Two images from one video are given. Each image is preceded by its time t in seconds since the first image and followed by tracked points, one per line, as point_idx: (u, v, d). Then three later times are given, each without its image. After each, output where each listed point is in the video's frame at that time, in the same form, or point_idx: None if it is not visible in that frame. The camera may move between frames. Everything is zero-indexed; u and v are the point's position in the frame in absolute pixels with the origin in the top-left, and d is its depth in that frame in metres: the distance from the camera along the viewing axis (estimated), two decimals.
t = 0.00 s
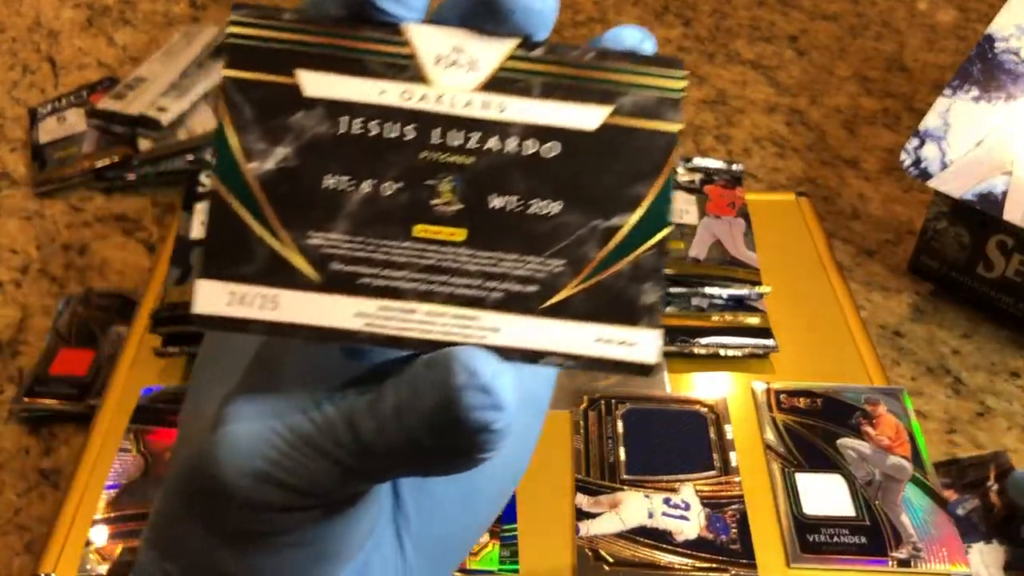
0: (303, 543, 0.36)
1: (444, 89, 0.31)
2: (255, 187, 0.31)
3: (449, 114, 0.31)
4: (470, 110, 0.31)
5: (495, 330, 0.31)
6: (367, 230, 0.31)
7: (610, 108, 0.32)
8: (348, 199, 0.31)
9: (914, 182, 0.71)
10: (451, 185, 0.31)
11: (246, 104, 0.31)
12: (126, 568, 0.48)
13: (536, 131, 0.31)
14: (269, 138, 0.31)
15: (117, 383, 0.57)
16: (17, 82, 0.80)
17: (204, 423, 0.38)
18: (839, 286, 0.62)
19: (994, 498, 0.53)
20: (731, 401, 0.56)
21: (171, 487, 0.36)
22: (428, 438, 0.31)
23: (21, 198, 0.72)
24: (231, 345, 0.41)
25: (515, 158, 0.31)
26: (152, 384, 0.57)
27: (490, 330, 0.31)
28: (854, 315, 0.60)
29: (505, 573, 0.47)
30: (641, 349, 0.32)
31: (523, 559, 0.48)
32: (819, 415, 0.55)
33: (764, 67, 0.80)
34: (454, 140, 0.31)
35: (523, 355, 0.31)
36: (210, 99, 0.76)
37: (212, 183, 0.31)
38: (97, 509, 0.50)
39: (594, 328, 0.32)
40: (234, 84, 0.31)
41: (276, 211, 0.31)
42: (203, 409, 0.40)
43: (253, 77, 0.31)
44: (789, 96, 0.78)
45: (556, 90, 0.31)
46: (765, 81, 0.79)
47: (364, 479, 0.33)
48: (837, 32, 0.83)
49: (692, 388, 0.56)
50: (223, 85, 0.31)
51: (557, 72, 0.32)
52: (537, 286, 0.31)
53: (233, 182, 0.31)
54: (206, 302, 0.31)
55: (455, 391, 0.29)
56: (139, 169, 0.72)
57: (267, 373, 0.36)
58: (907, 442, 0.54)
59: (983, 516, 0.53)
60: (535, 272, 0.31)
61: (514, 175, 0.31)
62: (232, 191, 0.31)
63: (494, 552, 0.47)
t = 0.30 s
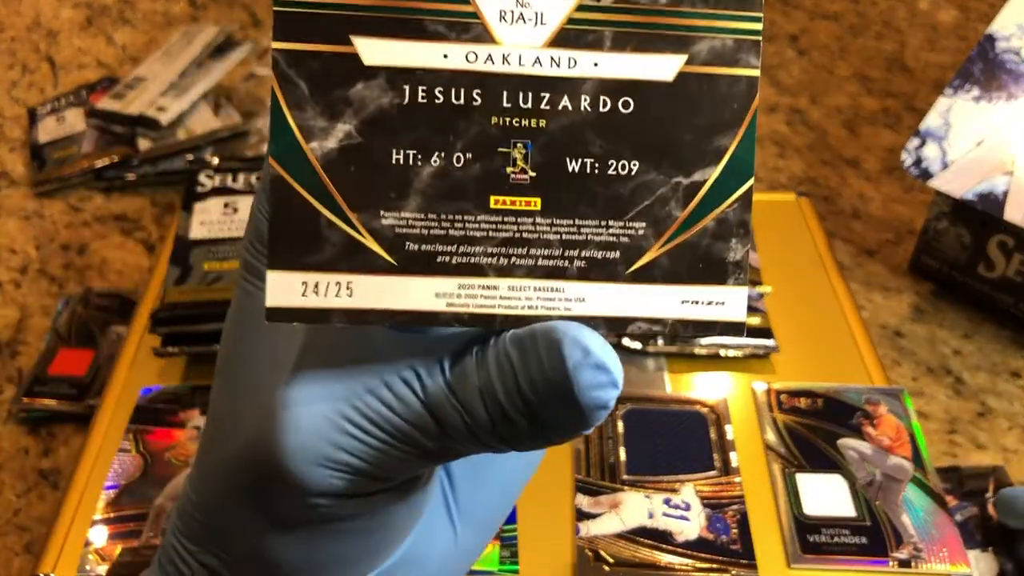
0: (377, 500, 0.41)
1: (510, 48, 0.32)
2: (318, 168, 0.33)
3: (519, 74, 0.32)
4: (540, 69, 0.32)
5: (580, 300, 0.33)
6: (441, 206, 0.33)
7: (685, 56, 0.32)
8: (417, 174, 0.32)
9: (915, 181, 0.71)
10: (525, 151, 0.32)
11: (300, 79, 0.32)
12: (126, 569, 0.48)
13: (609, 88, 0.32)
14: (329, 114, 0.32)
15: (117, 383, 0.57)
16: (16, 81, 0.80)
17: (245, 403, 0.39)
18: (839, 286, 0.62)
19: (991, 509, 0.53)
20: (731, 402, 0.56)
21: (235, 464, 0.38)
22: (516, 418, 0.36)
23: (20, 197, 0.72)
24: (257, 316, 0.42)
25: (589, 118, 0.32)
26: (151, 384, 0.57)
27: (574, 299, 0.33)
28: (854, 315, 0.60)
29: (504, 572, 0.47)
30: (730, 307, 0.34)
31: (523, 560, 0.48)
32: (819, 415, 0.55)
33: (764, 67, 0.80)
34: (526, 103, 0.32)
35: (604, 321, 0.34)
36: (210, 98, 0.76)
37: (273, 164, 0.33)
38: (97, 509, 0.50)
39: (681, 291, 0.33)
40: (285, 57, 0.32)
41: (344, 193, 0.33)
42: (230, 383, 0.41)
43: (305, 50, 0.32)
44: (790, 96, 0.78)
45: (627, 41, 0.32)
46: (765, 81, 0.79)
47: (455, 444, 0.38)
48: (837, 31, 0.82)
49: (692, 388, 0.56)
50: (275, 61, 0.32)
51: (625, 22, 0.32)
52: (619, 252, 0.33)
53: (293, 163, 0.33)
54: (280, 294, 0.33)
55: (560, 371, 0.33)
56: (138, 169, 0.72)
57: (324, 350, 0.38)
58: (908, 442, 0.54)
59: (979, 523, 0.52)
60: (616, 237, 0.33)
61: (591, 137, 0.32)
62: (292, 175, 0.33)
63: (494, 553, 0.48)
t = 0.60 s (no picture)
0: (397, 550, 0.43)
1: (534, 133, 0.30)
2: (360, 246, 0.32)
3: (544, 157, 0.31)
4: (563, 151, 0.31)
5: (601, 364, 0.33)
6: (471, 279, 0.32)
7: (694, 134, 0.31)
8: (452, 251, 0.32)
9: (916, 181, 0.71)
10: (549, 225, 0.32)
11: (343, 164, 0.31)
12: (126, 569, 0.47)
13: (626, 166, 0.31)
14: (370, 197, 0.31)
15: (117, 384, 0.57)
16: (16, 82, 0.80)
17: (275, 466, 0.39)
18: (839, 286, 0.62)
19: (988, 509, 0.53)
20: (732, 401, 0.56)
21: (274, 528, 0.39)
22: (545, 476, 0.40)
23: (20, 198, 0.72)
24: (269, 371, 0.41)
25: (608, 196, 0.31)
26: (151, 384, 0.57)
27: (596, 363, 0.33)
28: (854, 316, 0.60)
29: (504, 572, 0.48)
30: (736, 366, 0.33)
31: (522, 560, 0.49)
32: (819, 415, 0.55)
33: (765, 66, 0.80)
34: (548, 182, 0.31)
35: (626, 383, 0.33)
36: (210, 98, 0.76)
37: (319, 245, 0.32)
38: (97, 509, 0.50)
39: (694, 352, 0.33)
40: (327, 144, 0.31)
41: (385, 270, 0.32)
42: (247, 442, 0.40)
43: (342, 137, 0.31)
44: (790, 96, 0.78)
45: (640, 122, 0.30)
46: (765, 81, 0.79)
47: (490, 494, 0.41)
48: (838, 31, 0.82)
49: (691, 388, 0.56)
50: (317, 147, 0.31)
51: (641, 103, 0.30)
52: (636, 318, 0.32)
53: (335, 241, 0.32)
54: (325, 366, 0.32)
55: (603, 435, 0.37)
56: (138, 169, 0.72)
57: (357, 414, 0.39)
58: (908, 442, 0.54)
59: (974, 521, 0.52)
60: (634, 303, 0.32)
61: (609, 212, 0.31)
62: (340, 255, 0.32)
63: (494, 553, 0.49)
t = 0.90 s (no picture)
0: None
1: (533, 184, 0.33)
2: (365, 294, 0.34)
3: (543, 207, 0.33)
4: (560, 202, 0.33)
5: (598, 402, 0.35)
6: (473, 323, 0.34)
7: (687, 186, 0.33)
8: (454, 296, 0.34)
9: (916, 181, 0.71)
10: (548, 273, 0.34)
11: (350, 217, 0.33)
12: (126, 568, 0.47)
13: (622, 216, 0.33)
14: (376, 246, 0.34)
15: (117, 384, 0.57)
16: (17, 82, 0.80)
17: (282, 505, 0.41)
18: (839, 287, 0.62)
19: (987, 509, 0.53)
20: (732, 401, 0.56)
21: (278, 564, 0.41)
22: (545, 512, 0.42)
23: (20, 198, 0.72)
24: (275, 411, 0.44)
25: (603, 243, 0.34)
26: (151, 384, 0.57)
27: (592, 401, 0.35)
28: (854, 317, 0.60)
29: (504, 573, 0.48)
30: (729, 404, 0.35)
31: (522, 560, 0.49)
32: (818, 415, 0.55)
33: (764, 67, 0.80)
34: (547, 231, 0.33)
35: (621, 421, 0.35)
36: (210, 99, 0.76)
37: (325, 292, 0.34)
38: (97, 509, 0.50)
39: (684, 392, 0.35)
40: (334, 196, 0.33)
41: (390, 314, 0.34)
42: (253, 479, 0.42)
43: (351, 189, 0.33)
44: (790, 95, 0.78)
45: (637, 173, 0.33)
46: (765, 81, 0.79)
47: (488, 533, 0.43)
48: (837, 31, 0.82)
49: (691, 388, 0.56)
50: (327, 200, 0.33)
51: (636, 156, 0.33)
52: (630, 358, 0.35)
53: (343, 290, 0.34)
54: (330, 409, 0.34)
55: (600, 474, 0.39)
56: (137, 169, 0.72)
57: (357, 451, 0.41)
58: (908, 442, 0.54)
59: (974, 522, 0.53)
60: (628, 345, 0.35)
61: (604, 260, 0.34)
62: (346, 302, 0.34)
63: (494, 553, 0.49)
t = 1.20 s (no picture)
0: None
1: (545, 202, 0.33)
2: (370, 312, 0.34)
3: (555, 226, 0.33)
4: (573, 221, 0.33)
5: (609, 429, 0.35)
6: (481, 344, 0.34)
7: (706, 207, 0.34)
8: (462, 317, 0.34)
9: (916, 181, 0.71)
10: (559, 294, 0.34)
11: (356, 233, 0.33)
12: (126, 568, 0.47)
13: (637, 236, 0.34)
14: (382, 264, 0.34)
15: (117, 384, 0.57)
16: (17, 82, 0.80)
17: (282, 527, 0.42)
18: (839, 287, 0.62)
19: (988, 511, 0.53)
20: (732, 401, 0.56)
21: None
22: (553, 541, 0.42)
23: (20, 198, 0.72)
24: (272, 430, 0.44)
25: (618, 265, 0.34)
26: (151, 384, 0.57)
27: (603, 428, 0.35)
28: (855, 318, 0.61)
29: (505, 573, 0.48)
30: (743, 432, 0.35)
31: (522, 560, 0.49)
32: (818, 415, 0.55)
33: (764, 67, 0.80)
34: (559, 251, 0.34)
35: (632, 450, 0.35)
36: (211, 99, 0.76)
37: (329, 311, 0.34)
38: (97, 509, 0.50)
39: (697, 418, 0.35)
40: (341, 212, 0.33)
41: (395, 334, 0.34)
42: (249, 499, 0.43)
43: (357, 205, 0.33)
44: (790, 95, 0.78)
45: (654, 194, 0.33)
46: (765, 81, 0.79)
47: (493, 560, 0.44)
48: (837, 31, 0.82)
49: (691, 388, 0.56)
50: (332, 216, 0.33)
51: (654, 175, 0.33)
52: (644, 383, 0.35)
53: (347, 307, 0.34)
54: (333, 429, 0.34)
55: (611, 507, 0.39)
56: (138, 169, 0.72)
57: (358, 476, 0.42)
58: (908, 442, 0.54)
59: (976, 522, 0.53)
60: (642, 369, 0.34)
61: (619, 279, 0.34)
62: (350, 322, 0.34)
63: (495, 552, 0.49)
